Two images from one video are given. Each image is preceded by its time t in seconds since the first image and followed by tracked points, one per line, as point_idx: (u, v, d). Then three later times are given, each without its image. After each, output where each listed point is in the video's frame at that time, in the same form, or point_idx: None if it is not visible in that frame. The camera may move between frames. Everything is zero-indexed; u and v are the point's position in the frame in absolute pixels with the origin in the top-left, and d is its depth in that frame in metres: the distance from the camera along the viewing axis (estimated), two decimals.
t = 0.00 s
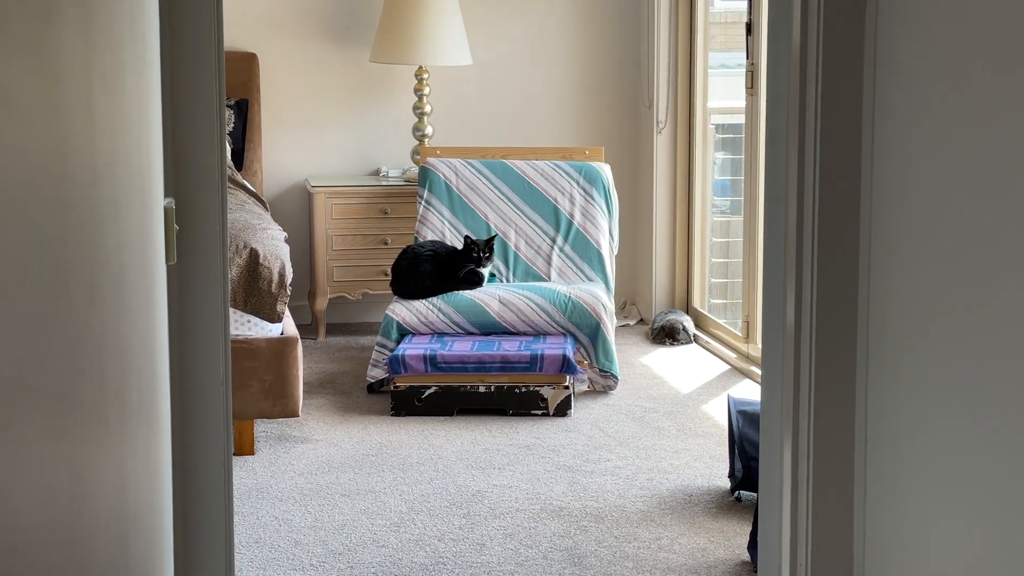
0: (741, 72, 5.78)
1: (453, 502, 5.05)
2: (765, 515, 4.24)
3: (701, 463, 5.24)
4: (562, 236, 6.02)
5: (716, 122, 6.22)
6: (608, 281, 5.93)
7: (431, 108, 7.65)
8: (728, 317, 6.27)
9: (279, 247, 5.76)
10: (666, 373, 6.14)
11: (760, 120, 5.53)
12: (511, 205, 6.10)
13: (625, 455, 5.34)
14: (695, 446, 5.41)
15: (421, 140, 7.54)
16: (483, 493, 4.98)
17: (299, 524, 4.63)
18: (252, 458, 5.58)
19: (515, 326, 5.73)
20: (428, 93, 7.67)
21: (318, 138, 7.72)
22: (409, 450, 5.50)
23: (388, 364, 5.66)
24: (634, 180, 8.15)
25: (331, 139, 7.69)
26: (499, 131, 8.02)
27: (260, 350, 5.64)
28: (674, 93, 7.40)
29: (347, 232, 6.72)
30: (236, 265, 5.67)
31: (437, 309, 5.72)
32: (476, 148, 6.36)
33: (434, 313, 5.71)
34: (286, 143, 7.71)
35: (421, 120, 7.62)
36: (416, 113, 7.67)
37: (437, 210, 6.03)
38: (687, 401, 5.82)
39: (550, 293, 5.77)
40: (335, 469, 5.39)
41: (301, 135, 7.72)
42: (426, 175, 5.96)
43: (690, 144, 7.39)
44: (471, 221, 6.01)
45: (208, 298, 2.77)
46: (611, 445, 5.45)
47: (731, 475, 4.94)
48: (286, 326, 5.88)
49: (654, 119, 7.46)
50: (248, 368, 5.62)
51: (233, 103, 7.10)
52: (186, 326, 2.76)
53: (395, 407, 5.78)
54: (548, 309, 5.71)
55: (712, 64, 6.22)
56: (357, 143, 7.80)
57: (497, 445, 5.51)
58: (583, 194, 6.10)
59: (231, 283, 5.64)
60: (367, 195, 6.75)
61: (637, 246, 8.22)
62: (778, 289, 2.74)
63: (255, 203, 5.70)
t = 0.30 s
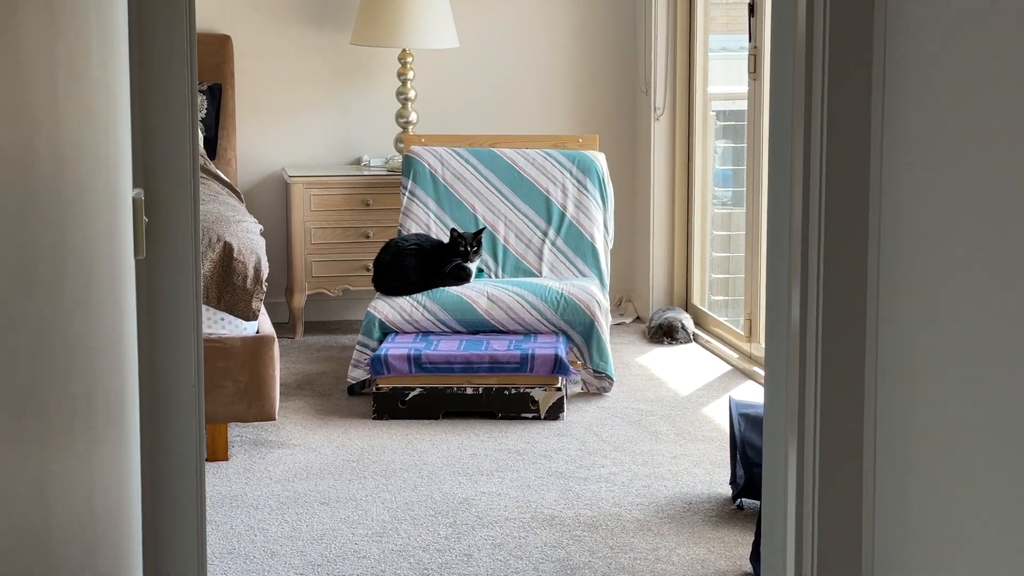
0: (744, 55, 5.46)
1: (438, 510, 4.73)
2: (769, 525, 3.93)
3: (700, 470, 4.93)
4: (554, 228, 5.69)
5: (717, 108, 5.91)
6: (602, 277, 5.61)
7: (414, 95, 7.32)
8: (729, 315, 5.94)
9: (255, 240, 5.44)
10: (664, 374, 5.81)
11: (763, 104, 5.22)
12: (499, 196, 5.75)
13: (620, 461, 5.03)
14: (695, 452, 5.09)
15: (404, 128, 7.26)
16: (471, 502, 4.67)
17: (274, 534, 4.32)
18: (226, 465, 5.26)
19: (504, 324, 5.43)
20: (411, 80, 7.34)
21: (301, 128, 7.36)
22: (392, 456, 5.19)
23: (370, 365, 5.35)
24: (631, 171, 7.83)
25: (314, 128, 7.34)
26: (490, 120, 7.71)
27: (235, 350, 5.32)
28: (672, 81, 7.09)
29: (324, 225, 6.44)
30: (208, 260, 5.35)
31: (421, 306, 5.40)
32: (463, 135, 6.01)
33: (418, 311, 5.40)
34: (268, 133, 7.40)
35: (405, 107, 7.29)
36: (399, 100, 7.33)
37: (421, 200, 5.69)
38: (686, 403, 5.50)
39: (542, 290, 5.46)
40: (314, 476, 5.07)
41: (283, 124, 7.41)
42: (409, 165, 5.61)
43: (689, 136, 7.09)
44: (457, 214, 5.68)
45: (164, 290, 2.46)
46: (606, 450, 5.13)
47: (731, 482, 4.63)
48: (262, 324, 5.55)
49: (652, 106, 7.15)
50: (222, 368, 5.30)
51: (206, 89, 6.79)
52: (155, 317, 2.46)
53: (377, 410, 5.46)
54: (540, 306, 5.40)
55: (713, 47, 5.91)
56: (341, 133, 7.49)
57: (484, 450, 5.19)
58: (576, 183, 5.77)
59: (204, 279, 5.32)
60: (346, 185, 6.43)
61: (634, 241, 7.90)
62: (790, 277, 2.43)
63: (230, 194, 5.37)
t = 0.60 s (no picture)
0: (767, 12, 4.74)
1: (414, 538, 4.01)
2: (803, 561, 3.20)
3: (716, 492, 4.21)
4: (548, 214, 4.95)
5: (735, 75, 5.16)
6: (604, 271, 4.88)
7: (387, 60, 6.24)
8: (747, 313, 5.18)
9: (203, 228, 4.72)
10: (674, 379, 5.05)
11: (790, 67, 4.49)
12: (485, 177, 5.01)
13: (624, 482, 4.31)
14: (709, 471, 4.37)
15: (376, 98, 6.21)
16: (452, 529, 3.95)
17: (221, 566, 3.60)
18: (170, 487, 4.51)
19: (489, 324, 4.72)
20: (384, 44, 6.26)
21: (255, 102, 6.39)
22: (361, 476, 4.47)
23: (336, 371, 4.65)
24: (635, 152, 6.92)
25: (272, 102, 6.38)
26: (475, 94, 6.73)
27: (181, 355, 4.55)
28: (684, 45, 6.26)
29: (281, 210, 5.51)
30: (150, 251, 4.62)
31: (395, 302, 4.69)
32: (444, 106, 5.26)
33: (392, 309, 4.68)
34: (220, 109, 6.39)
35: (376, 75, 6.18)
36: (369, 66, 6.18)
37: (396, 182, 4.96)
38: (699, 414, 4.76)
39: (534, 285, 4.74)
40: (271, 499, 4.34)
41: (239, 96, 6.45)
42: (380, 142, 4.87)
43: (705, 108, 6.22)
44: (436, 198, 4.96)
45: (95, 282, 2.03)
46: (607, 469, 4.41)
47: (752, 505, 3.91)
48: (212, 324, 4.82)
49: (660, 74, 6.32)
50: (166, 376, 4.53)
51: (146, 52, 5.87)
52: (89, 320, 2.04)
53: (344, 424, 4.73)
54: (532, 304, 4.69)
55: (729, 6, 5.17)
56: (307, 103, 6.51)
57: (468, 469, 4.47)
58: (574, 162, 5.02)
59: (145, 273, 4.59)
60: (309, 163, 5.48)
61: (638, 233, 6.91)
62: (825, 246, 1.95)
63: (175, 175, 4.70)
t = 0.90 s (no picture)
0: None
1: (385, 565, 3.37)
2: None
3: (731, 513, 3.59)
4: (539, 196, 4.34)
5: (752, 37, 4.53)
6: (603, 261, 4.28)
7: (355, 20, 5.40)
8: (768, 309, 4.55)
9: (143, 213, 4.03)
10: (684, 385, 4.42)
11: (817, 21, 3.89)
12: (467, 152, 4.39)
13: (625, 502, 3.68)
14: (724, 490, 3.74)
15: (342, 63, 5.40)
16: (429, 557, 3.31)
17: None
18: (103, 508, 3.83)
19: (473, 322, 4.12)
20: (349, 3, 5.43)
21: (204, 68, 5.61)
22: (324, 495, 3.84)
23: (295, 376, 4.04)
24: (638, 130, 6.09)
25: (223, 68, 5.62)
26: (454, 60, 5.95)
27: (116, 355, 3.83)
28: None
29: (236, 192, 4.90)
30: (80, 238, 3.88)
31: (363, 296, 4.09)
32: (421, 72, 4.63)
33: (360, 303, 4.08)
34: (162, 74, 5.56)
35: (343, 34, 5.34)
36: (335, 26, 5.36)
37: (364, 158, 4.34)
38: (712, 424, 4.13)
39: (523, 276, 4.15)
40: (221, 520, 3.68)
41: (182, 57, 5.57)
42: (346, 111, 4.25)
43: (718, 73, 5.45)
44: (412, 177, 4.36)
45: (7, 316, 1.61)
46: (606, 488, 3.79)
47: (774, 529, 3.30)
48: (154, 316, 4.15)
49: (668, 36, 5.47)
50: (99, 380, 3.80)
51: (77, 9, 5.19)
52: None
53: (305, 436, 4.11)
54: (521, 298, 4.09)
55: None
56: (262, 62, 5.65)
57: (447, 488, 3.85)
58: (568, 136, 4.42)
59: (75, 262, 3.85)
60: (263, 139, 4.88)
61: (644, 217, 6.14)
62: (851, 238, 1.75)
63: (110, 149, 4.08)
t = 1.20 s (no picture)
0: None
1: None
2: None
3: (746, 532, 3.09)
4: (529, 174, 3.87)
5: None
6: (601, 248, 3.82)
7: None
8: (788, 302, 4.07)
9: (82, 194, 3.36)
10: (693, 387, 3.93)
11: None
12: (447, 125, 3.92)
13: (626, 520, 3.19)
14: (737, 507, 3.24)
15: (305, 24, 4.81)
16: None
17: None
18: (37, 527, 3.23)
19: (454, 317, 3.65)
20: None
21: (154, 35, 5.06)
22: (286, 513, 3.33)
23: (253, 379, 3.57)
24: (641, 105, 5.48)
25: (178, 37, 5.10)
26: (424, 20, 5.23)
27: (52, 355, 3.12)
28: None
29: (186, 171, 4.42)
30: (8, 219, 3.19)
31: (330, 288, 3.63)
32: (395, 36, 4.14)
33: (326, 296, 3.61)
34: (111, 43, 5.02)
35: None
36: None
37: (331, 132, 3.87)
38: (725, 432, 3.64)
39: (511, 266, 3.68)
40: (171, 541, 3.15)
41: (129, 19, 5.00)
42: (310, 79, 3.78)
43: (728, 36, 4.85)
44: (383, 154, 3.89)
45: None
46: (605, 504, 3.30)
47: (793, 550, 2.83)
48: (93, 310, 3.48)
49: None
50: (31, 385, 3.09)
51: None
52: None
53: (265, 446, 3.63)
54: (508, 290, 3.63)
55: None
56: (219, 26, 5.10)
57: (425, 505, 3.36)
58: (561, 108, 3.94)
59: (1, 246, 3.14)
60: (217, 113, 4.41)
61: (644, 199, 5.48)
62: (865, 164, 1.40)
63: (45, 121, 3.64)
